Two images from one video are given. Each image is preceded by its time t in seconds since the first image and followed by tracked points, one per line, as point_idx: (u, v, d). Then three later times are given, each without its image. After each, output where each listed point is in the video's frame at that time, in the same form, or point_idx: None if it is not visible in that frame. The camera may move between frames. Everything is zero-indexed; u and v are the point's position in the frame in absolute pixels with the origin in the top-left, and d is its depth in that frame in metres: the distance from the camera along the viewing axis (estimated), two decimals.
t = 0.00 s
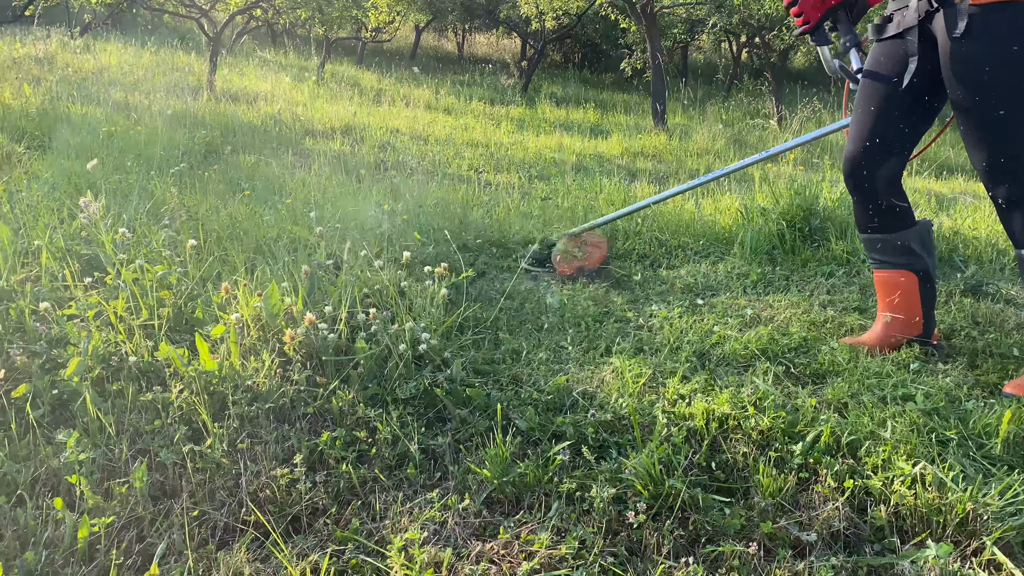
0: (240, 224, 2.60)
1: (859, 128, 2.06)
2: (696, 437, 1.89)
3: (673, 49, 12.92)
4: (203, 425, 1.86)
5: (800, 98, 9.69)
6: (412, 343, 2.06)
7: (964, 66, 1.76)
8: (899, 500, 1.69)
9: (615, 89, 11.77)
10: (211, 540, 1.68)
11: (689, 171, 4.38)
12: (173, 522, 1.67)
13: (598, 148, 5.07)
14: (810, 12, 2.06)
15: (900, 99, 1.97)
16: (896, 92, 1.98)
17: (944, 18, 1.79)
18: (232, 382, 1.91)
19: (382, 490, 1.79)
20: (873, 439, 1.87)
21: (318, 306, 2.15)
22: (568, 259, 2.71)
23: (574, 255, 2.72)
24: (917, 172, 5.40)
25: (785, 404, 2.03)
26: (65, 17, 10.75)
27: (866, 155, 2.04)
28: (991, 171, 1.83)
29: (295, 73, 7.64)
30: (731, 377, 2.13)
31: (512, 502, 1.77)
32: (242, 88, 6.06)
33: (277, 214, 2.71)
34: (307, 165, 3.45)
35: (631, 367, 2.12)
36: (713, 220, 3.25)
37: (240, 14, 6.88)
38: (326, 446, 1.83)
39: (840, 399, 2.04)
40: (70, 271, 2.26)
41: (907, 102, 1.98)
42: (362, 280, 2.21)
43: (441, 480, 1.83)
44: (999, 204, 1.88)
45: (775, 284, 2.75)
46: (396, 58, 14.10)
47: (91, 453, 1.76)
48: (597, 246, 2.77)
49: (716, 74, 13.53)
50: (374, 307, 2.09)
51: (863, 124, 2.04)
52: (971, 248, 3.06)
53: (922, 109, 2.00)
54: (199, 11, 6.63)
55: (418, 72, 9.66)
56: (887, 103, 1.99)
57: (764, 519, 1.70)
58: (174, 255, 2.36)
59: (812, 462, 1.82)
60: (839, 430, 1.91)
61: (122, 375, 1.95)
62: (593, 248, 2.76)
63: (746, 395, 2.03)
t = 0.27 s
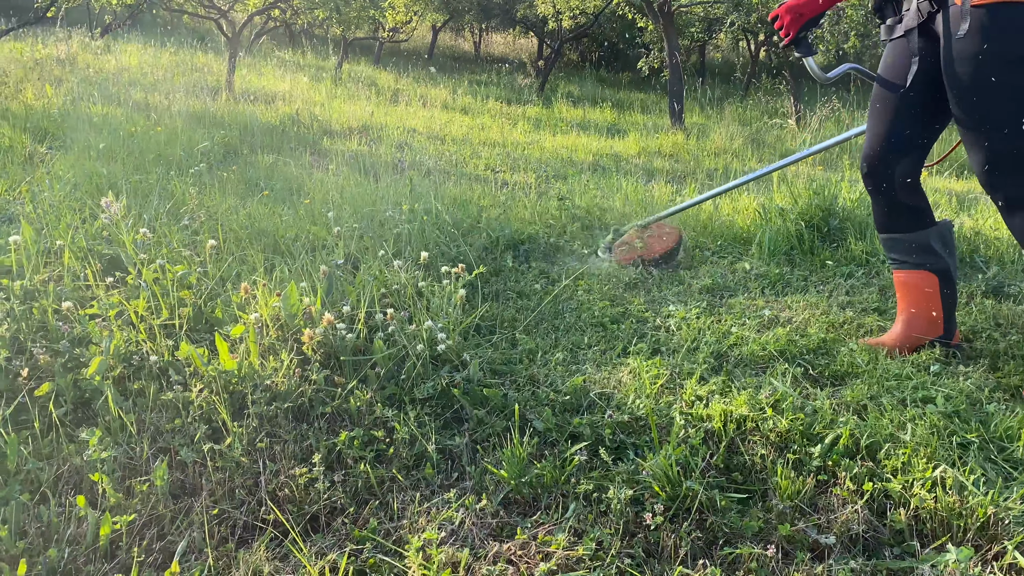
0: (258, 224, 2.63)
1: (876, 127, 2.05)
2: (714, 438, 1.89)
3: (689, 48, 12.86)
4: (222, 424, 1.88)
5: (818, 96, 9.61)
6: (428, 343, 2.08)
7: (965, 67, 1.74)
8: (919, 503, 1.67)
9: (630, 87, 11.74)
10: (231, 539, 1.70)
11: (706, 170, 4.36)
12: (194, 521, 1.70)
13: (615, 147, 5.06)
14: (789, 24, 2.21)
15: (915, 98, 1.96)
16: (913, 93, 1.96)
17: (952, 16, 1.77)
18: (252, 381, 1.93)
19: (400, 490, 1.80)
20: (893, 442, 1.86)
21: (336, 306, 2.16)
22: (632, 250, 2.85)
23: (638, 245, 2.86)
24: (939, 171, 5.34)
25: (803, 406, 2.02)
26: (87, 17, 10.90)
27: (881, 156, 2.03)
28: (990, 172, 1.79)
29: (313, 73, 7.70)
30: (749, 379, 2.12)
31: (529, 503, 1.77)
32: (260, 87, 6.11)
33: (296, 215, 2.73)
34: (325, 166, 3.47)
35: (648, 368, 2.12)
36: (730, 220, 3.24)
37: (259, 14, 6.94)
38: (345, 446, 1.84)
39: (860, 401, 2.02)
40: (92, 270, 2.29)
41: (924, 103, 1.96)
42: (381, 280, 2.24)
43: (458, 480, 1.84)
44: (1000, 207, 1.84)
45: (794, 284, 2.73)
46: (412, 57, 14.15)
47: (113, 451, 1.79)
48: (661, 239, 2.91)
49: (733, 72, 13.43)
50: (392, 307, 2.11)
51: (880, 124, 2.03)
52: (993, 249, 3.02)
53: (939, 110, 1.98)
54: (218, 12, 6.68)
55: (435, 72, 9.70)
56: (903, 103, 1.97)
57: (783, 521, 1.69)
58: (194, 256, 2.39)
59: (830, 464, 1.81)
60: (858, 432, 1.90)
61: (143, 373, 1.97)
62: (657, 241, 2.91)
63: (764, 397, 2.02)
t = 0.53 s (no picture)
0: (271, 224, 2.65)
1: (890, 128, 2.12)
2: (726, 439, 1.88)
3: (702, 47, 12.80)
4: (236, 424, 1.90)
5: (832, 95, 9.53)
6: (440, 343, 2.09)
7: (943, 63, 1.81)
8: (933, 506, 1.66)
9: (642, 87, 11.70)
10: (244, 537, 1.71)
11: (719, 171, 4.35)
12: (207, 519, 1.71)
13: (627, 147, 5.05)
14: (796, 23, 2.21)
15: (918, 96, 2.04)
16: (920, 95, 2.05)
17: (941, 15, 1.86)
18: (264, 381, 1.95)
19: (411, 489, 1.81)
20: (906, 444, 1.85)
21: (348, 306, 2.17)
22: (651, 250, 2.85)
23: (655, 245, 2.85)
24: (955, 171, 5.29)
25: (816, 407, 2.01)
26: (103, 19, 11.01)
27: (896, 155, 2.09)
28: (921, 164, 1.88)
29: (326, 74, 7.74)
30: (761, 380, 2.11)
31: (540, 503, 1.77)
32: (274, 88, 6.15)
33: (309, 216, 2.75)
34: (338, 167, 3.50)
35: (660, 369, 2.12)
36: (743, 221, 3.23)
37: (272, 15, 6.98)
38: (357, 446, 1.86)
39: (873, 402, 2.01)
40: (106, 271, 2.32)
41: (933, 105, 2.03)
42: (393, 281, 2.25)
43: (469, 481, 1.85)
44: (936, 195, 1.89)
45: (807, 285, 2.72)
46: (425, 58, 14.19)
47: (128, 450, 1.81)
48: (681, 237, 2.89)
49: (746, 71, 13.35)
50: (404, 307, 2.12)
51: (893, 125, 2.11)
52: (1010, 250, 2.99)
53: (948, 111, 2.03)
54: (231, 13, 6.72)
55: (447, 72, 9.72)
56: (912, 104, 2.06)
57: (795, 523, 1.69)
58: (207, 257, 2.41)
59: (843, 466, 1.80)
60: (871, 433, 1.89)
61: (158, 373, 1.99)
62: (677, 240, 2.88)
63: (777, 398, 2.01)
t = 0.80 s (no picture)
0: (285, 226, 2.66)
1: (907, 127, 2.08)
2: (740, 441, 1.88)
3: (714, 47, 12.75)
4: (250, 424, 1.91)
5: (847, 95, 9.46)
6: (453, 345, 2.09)
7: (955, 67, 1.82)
8: (949, 508, 1.65)
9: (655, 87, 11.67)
10: (258, 537, 1.72)
11: (732, 171, 4.33)
12: (222, 519, 1.73)
13: (640, 148, 5.04)
14: (822, 20, 2.21)
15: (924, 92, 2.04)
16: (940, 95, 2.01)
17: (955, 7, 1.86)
18: (279, 382, 1.96)
19: (425, 490, 1.81)
20: (922, 446, 1.83)
21: (362, 307, 2.19)
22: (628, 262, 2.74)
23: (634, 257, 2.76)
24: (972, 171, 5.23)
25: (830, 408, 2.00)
26: (119, 21, 11.12)
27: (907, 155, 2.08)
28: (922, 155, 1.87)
29: (339, 75, 7.78)
30: (776, 382, 2.10)
31: (554, 504, 1.77)
32: (287, 90, 6.19)
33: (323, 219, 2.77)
34: (352, 169, 3.52)
35: (674, 370, 2.11)
36: (757, 222, 3.22)
37: (287, 18, 7.03)
38: (370, 446, 1.87)
39: (888, 404, 2.00)
40: (123, 272, 2.34)
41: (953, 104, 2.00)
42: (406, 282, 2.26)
43: (482, 482, 1.85)
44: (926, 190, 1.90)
45: (821, 286, 2.71)
46: (436, 59, 14.23)
47: (144, 450, 1.83)
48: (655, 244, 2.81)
49: (760, 71, 13.28)
50: (417, 309, 2.13)
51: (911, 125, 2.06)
52: None
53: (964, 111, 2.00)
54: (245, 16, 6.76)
55: (460, 74, 9.73)
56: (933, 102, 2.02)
57: (809, 525, 1.68)
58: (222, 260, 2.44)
59: (858, 468, 1.79)
60: (886, 436, 1.88)
61: (174, 373, 2.01)
62: (652, 246, 2.79)
63: (791, 400, 2.00)
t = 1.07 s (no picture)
0: (296, 227, 2.68)
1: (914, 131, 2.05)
2: (751, 442, 1.87)
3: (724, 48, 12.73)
4: (263, 424, 1.92)
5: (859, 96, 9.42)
6: (464, 345, 2.10)
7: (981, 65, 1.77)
8: (962, 511, 1.64)
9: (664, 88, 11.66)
10: (271, 536, 1.73)
11: (743, 172, 4.33)
12: (235, 519, 1.74)
13: (650, 149, 5.04)
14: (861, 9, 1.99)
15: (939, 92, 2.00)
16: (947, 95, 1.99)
17: None
18: (291, 382, 1.97)
19: (436, 491, 1.82)
20: (934, 448, 1.83)
21: (373, 308, 2.20)
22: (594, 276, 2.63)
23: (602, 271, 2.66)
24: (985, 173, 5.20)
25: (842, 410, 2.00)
26: (131, 24, 11.21)
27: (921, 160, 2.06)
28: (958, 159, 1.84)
29: (349, 77, 7.82)
30: (787, 383, 2.10)
31: (565, 505, 1.77)
32: (298, 92, 6.23)
33: (334, 221, 2.79)
34: (363, 170, 3.53)
35: (685, 372, 2.11)
36: (768, 224, 3.22)
37: (298, 20, 7.08)
38: (382, 447, 1.87)
39: (901, 406, 1.99)
40: (136, 273, 2.36)
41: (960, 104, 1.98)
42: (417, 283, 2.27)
43: (493, 482, 1.86)
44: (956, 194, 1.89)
45: (832, 288, 2.70)
46: (445, 61, 14.27)
47: (157, 450, 1.84)
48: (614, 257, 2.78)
49: (770, 71, 13.24)
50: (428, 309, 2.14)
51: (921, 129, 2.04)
52: None
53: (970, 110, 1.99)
54: (256, 18, 6.80)
55: (470, 75, 9.76)
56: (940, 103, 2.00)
57: (821, 527, 1.68)
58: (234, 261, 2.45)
59: (870, 469, 1.78)
60: (898, 437, 1.87)
61: (186, 373, 2.03)
62: (611, 259, 2.77)
63: (803, 401, 1.99)
